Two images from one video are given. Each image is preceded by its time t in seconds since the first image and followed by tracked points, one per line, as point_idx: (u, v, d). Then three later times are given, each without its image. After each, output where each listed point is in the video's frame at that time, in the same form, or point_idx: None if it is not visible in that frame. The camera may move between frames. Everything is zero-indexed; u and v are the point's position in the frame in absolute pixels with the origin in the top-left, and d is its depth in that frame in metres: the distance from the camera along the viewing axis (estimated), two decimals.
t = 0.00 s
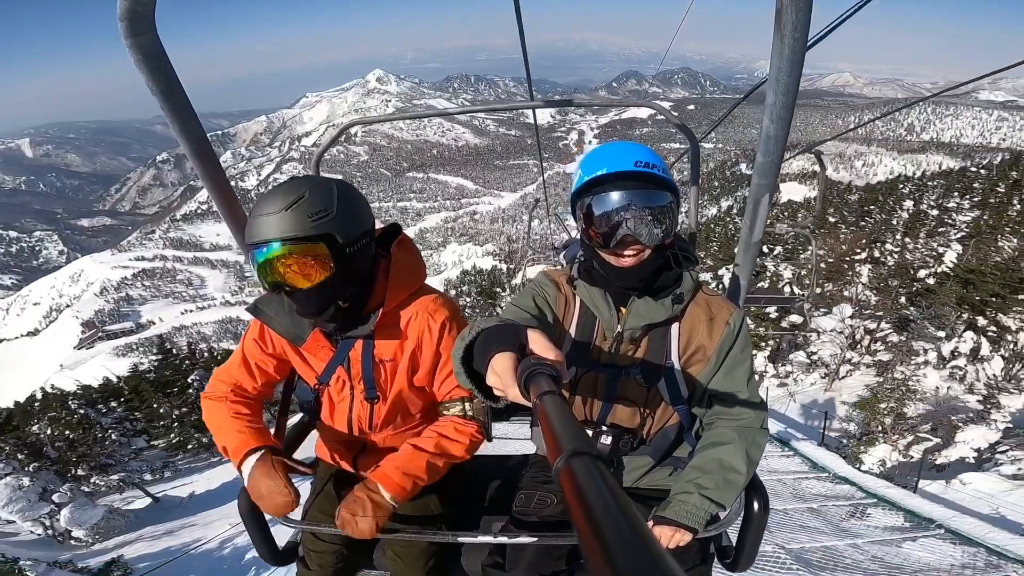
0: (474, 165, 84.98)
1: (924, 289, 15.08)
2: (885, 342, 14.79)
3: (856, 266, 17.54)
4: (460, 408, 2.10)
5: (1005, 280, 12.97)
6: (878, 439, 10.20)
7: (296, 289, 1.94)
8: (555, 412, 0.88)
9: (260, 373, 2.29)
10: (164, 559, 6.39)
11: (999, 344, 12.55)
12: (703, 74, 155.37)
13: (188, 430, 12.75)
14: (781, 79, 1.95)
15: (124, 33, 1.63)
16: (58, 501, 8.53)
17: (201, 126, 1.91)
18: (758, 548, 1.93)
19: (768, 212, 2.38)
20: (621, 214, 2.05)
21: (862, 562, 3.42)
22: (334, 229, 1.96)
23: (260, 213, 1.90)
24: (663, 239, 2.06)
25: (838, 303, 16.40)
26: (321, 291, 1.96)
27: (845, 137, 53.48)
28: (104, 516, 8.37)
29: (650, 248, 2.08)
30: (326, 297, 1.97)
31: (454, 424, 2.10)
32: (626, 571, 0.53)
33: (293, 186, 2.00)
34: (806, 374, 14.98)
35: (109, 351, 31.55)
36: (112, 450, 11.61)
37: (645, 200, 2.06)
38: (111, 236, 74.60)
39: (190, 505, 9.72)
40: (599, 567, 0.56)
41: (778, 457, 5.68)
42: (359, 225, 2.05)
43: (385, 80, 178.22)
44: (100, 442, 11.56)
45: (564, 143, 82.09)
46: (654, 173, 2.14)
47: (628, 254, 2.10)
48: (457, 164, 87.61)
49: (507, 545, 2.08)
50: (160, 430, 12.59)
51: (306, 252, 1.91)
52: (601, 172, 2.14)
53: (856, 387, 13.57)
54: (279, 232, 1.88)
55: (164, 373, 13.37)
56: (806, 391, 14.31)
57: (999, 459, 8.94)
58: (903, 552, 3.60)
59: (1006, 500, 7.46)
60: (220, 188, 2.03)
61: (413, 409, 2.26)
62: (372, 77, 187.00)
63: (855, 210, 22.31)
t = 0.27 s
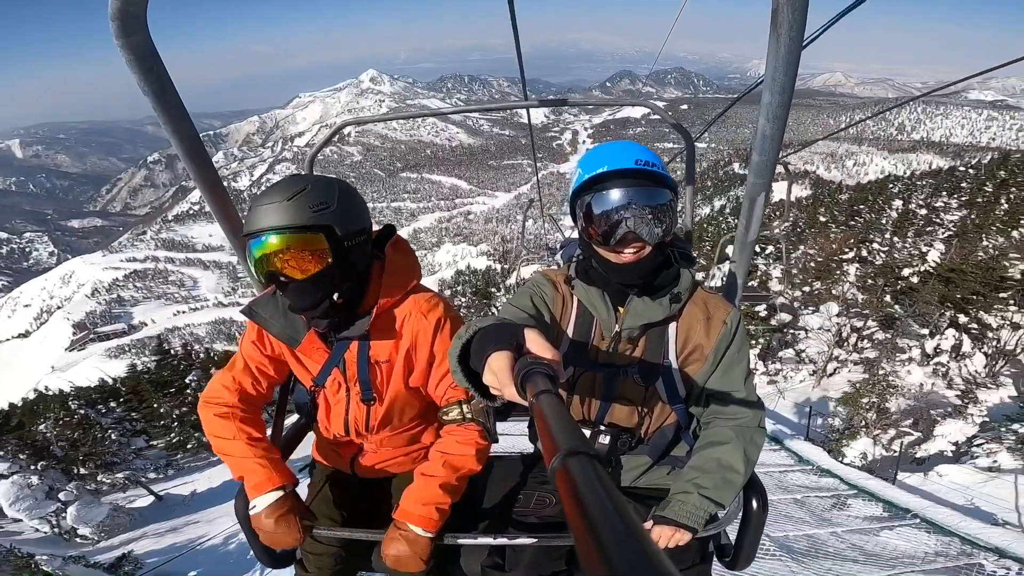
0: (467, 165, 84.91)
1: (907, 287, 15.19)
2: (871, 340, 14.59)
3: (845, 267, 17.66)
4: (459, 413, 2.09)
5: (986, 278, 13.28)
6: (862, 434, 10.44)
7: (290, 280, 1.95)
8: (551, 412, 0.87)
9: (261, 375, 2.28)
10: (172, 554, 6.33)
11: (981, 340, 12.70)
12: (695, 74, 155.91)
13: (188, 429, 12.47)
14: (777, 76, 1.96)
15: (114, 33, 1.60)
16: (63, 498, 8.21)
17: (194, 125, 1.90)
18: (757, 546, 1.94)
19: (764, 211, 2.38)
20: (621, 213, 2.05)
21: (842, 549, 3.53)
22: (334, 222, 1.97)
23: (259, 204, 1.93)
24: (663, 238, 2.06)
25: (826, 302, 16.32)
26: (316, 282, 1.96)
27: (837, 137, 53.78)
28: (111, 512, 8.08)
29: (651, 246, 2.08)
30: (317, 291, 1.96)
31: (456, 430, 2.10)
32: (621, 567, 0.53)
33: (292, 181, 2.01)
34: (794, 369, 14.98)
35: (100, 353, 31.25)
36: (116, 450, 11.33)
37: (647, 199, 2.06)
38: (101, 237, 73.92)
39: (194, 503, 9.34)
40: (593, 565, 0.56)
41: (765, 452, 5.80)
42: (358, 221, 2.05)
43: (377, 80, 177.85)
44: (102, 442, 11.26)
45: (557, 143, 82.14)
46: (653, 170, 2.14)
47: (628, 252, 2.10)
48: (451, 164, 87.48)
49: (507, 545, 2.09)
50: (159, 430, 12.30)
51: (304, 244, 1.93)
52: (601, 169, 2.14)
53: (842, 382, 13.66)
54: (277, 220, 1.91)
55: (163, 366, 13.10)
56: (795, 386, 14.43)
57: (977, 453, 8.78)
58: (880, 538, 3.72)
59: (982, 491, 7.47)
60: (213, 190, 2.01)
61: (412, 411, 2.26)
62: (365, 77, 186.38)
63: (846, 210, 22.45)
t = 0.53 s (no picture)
0: (464, 166, 84.86)
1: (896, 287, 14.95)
2: (862, 338, 14.78)
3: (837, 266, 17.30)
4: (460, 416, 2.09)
5: (972, 278, 13.41)
6: (848, 429, 10.57)
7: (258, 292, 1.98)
8: (550, 411, 0.87)
9: (269, 374, 2.27)
10: (180, 549, 6.31)
11: (967, 340, 12.82)
12: (691, 75, 156.25)
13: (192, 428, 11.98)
14: (774, 74, 1.97)
15: (108, 32, 1.60)
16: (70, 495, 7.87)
17: (190, 126, 1.88)
18: (756, 546, 1.94)
19: (762, 210, 2.39)
20: (622, 211, 2.06)
21: (828, 538, 3.58)
22: (288, 239, 1.90)
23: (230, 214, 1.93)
24: (664, 236, 2.07)
25: (816, 301, 16.16)
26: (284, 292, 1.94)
27: (832, 138, 53.99)
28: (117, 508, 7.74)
29: (652, 244, 2.09)
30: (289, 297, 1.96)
31: (457, 434, 2.10)
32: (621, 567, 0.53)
33: (269, 188, 1.96)
34: (788, 368, 14.84)
35: (96, 355, 31.06)
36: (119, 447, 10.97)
37: (649, 197, 2.07)
38: (97, 238, 73.60)
39: (200, 500, 9.08)
40: (593, 566, 0.56)
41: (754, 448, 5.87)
42: (317, 236, 1.94)
43: (374, 81, 177.68)
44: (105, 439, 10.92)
45: (554, 144, 82.15)
46: (654, 168, 2.16)
47: (629, 250, 2.10)
48: (448, 165, 87.41)
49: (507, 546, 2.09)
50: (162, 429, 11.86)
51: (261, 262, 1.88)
52: (602, 167, 2.14)
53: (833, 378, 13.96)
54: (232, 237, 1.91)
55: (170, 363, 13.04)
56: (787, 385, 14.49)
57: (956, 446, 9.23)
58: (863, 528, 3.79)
59: (961, 484, 7.64)
60: (208, 189, 2.01)
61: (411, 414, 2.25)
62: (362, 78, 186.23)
63: (841, 211, 22.56)
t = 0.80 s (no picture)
0: (466, 169, 85.00)
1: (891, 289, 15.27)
2: (859, 340, 14.26)
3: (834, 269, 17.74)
4: (460, 418, 2.08)
5: (965, 281, 13.79)
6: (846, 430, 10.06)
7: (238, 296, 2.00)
8: (545, 410, 0.87)
9: (260, 380, 2.26)
10: (188, 548, 6.34)
11: (962, 341, 12.67)
12: (692, 78, 156.40)
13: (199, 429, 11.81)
14: (769, 70, 2.00)
15: (107, 28, 1.64)
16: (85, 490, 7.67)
17: (190, 126, 1.90)
18: (755, 544, 1.93)
19: (760, 206, 2.39)
20: (618, 208, 2.07)
21: (817, 531, 3.66)
22: (258, 243, 1.85)
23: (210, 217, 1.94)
24: (661, 234, 2.08)
25: (814, 304, 16.35)
26: (264, 293, 1.92)
27: (834, 140, 53.93)
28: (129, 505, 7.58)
29: (648, 241, 2.10)
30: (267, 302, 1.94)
31: (455, 435, 2.09)
32: (617, 569, 0.53)
33: (251, 187, 1.92)
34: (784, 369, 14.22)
35: (99, 358, 31.16)
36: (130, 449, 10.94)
37: (646, 193, 2.08)
38: (100, 241, 73.96)
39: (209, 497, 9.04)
40: (589, 566, 0.55)
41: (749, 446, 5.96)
42: (287, 239, 1.87)
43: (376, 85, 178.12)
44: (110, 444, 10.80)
45: (556, 147, 82.23)
46: (652, 164, 2.16)
47: (625, 247, 2.11)
48: (450, 168, 87.55)
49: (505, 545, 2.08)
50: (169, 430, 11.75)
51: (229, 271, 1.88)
52: (598, 164, 2.15)
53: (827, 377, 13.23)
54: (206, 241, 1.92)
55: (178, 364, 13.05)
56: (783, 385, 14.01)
57: (945, 446, 9.00)
58: (851, 522, 3.87)
59: (947, 480, 7.65)
60: (206, 186, 2.03)
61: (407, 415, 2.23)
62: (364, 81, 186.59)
63: (842, 213, 22.52)
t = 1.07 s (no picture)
0: (468, 171, 85.05)
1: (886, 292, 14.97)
2: (856, 342, 14.52)
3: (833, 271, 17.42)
4: (461, 418, 2.08)
5: (958, 281, 13.60)
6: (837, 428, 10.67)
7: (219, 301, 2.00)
8: (545, 408, 0.87)
9: (257, 385, 2.26)
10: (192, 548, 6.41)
11: (957, 342, 12.96)
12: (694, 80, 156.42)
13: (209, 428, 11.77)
14: (770, 67, 2.00)
15: (112, 26, 1.64)
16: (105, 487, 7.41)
17: (193, 124, 1.90)
18: (759, 546, 1.87)
19: (762, 205, 2.39)
20: (616, 206, 2.07)
21: (808, 525, 3.72)
22: (235, 249, 1.83)
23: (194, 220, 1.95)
24: (660, 232, 2.08)
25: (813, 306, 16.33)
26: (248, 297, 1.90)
27: (836, 142, 53.90)
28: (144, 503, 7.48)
29: (648, 240, 2.09)
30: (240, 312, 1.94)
31: (457, 434, 2.08)
32: (617, 567, 0.53)
33: (240, 188, 1.89)
34: (783, 370, 14.67)
35: (102, 360, 31.26)
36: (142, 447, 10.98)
37: (643, 191, 2.08)
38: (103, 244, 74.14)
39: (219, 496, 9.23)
40: (589, 566, 0.55)
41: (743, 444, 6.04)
42: (267, 244, 1.84)
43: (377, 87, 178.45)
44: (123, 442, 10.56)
45: (558, 149, 82.26)
46: (649, 163, 2.15)
47: (624, 246, 2.11)
48: (452, 169, 87.68)
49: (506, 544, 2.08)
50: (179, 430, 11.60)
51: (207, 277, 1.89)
52: (596, 163, 2.15)
53: (825, 378, 13.68)
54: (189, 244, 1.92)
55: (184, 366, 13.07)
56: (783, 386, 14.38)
57: (935, 443, 9.32)
58: (840, 516, 3.93)
59: (936, 477, 7.76)
60: (209, 184, 2.03)
61: (406, 416, 2.22)
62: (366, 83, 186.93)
63: (842, 215, 22.51)
